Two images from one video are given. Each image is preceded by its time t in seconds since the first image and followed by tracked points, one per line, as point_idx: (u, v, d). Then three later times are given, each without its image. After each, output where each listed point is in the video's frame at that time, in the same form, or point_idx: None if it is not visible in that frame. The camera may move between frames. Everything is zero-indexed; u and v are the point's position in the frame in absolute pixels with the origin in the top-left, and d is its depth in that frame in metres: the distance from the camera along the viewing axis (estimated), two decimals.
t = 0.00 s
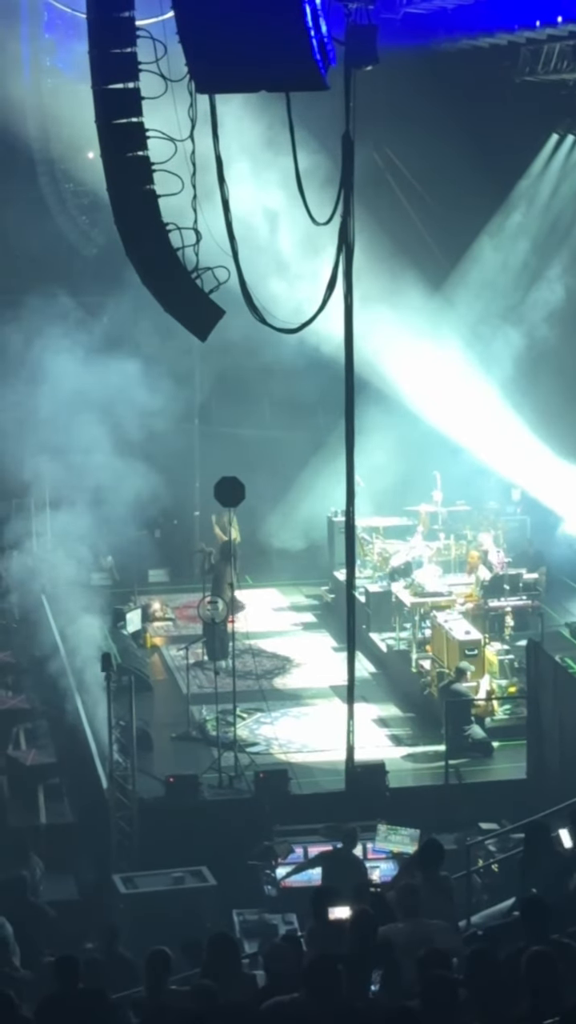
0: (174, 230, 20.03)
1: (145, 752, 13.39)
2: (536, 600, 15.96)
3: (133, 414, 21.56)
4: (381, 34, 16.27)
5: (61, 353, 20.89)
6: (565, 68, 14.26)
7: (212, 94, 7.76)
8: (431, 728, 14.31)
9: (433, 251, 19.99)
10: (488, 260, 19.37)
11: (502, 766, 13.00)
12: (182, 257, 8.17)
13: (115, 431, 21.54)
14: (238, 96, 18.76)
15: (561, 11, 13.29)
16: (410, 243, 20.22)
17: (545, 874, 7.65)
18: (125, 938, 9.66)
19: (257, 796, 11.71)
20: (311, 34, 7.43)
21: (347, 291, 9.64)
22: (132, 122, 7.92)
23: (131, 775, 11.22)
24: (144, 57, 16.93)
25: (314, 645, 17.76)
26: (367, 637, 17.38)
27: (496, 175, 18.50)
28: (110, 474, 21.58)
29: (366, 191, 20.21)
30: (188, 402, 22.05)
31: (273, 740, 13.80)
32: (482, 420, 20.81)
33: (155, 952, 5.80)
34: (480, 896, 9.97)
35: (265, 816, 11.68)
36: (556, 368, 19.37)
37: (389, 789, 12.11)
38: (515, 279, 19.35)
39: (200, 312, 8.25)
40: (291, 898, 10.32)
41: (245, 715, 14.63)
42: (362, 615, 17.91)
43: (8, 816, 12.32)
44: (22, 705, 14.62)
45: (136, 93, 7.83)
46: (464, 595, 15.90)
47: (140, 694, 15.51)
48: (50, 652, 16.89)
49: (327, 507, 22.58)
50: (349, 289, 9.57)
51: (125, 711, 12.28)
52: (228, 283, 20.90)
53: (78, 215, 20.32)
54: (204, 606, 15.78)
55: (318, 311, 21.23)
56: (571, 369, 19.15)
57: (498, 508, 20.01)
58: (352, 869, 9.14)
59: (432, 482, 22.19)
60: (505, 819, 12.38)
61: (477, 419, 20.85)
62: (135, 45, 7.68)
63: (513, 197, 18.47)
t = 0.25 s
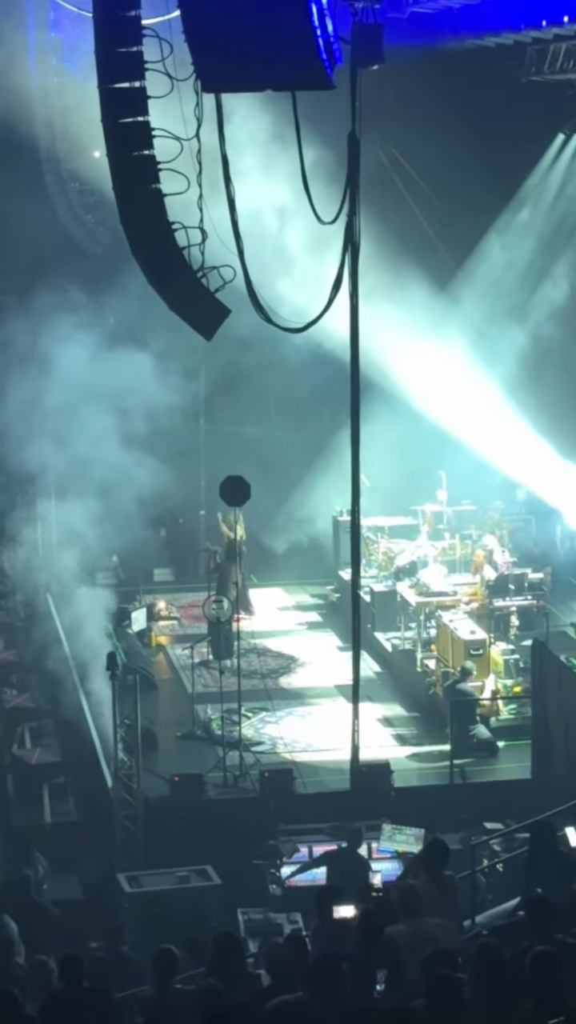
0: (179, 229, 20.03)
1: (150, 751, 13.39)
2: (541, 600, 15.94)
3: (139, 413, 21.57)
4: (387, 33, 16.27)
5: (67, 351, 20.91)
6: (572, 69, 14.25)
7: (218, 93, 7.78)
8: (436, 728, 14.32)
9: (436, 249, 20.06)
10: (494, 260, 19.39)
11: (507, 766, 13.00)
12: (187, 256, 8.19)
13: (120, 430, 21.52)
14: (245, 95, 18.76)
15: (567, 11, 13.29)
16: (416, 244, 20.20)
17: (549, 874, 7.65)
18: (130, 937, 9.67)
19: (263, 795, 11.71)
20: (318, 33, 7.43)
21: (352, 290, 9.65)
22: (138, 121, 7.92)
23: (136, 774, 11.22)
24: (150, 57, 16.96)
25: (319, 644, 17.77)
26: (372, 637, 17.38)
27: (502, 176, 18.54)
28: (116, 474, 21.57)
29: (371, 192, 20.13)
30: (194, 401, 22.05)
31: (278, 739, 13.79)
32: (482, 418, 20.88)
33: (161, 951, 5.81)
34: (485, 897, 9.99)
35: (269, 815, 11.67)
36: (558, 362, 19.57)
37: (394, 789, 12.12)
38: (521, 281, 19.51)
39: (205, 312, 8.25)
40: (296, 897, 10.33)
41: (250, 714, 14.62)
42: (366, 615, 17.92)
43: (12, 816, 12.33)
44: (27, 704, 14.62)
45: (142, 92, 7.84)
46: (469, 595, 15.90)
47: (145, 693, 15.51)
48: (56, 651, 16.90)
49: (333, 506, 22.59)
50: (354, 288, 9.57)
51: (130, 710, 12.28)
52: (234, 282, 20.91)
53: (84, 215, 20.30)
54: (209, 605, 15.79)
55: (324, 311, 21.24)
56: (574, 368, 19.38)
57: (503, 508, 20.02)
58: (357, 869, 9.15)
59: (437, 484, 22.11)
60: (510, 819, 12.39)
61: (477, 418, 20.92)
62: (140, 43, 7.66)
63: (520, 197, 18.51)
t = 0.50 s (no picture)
0: (186, 230, 20.02)
1: (155, 751, 13.38)
2: (548, 600, 15.96)
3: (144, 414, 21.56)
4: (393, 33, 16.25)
5: (74, 353, 20.82)
6: None
7: (226, 94, 7.78)
8: (441, 728, 14.30)
9: (439, 249, 20.04)
10: (501, 260, 19.26)
11: (513, 767, 12.99)
12: (194, 256, 8.15)
13: (125, 430, 21.51)
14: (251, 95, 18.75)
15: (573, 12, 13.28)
16: (423, 246, 20.15)
17: (555, 876, 7.64)
18: (135, 938, 9.66)
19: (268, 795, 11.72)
20: (324, 34, 7.42)
21: (358, 290, 9.63)
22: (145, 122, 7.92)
23: (142, 775, 11.21)
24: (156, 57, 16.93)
25: (324, 645, 17.77)
26: (378, 637, 17.38)
27: (509, 175, 18.51)
28: (121, 475, 21.56)
29: (377, 193, 20.44)
30: (200, 401, 22.04)
31: (283, 740, 13.78)
32: (490, 418, 20.77)
33: (166, 951, 5.79)
34: (490, 897, 9.99)
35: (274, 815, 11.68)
36: (563, 361, 19.30)
37: (399, 789, 12.10)
38: (530, 277, 19.23)
39: (211, 312, 8.25)
40: (301, 898, 10.32)
41: (255, 715, 14.61)
42: (372, 615, 17.92)
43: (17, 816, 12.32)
44: (33, 704, 14.61)
45: (148, 92, 7.83)
46: (475, 595, 15.88)
47: (150, 693, 15.50)
48: (61, 651, 16.90)
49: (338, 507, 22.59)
50: (360, 288, 9.55)
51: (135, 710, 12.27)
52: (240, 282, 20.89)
53: (90, 216, 20.28)
54: (214, 606, 15.77)
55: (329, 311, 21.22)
56: None
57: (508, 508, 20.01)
58: (362, 869, 9.14)
59: (441, 483, 22.19)
60: (515, 820, 12.37)
61: (486, 418, 20.81)
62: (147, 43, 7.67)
63: (527, 197, 18.47)
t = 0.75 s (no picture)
0: (192, 229, 20.03)
1: (161, 751, 13.39)
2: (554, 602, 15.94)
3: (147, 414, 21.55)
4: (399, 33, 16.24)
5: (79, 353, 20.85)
6: None
7: (232, 94, 7.77)
8: (447, 728, 14.31)
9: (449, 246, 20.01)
10: (508, 258, 19.48)
11: (518, 767, 13.00)
12: (199, 256, 8.15)
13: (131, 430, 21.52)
14: (258, 95, 18.74)
15: None
16: (429, 248, 20.12)
17: (562, 876, 7.65)
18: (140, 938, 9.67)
19: (273, 795, 11.73)
20: (330, 33, 7.42)
21: (364, 290, 9.61)
22: (152, 121, 7.91)
23: (147, 775, 11.22)
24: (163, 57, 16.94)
25: (330, 645, 17.78)
26: (383, 637, 17.39)
27: (514, 175, 18.51)
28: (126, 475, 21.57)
29: (383, 192, 20.18)
30: (206, 401, 22.05)
31: (288, 739, 13.80)
32: (495, 417, 20.87)
33: (170, 950, 5.78)
34: (495, 897, 10.01)
35: (279, 815, 11.69)
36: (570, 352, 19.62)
37: (404, 790, 12.12)
38: (539, 274, 19.56)
39: (217, 312, 8.23)
40: (306, 898, 10.33)
41: (260, 714, 14.62)
42: (377, 615, 17.93)
43: (23, 816, 12.33)
44: (38, 704, 14.62)
45: (155, 92, 7.83)
46: (480, 596, 15.88)
47: (156, 693, 15.51)
48: (66, 651, 16.91)
49: (344, 506, 22.61)
50: (366, 288, 9.54)
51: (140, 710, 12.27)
52: (245, 282, 20.89)
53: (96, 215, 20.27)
54: (219, 606, 15.79)
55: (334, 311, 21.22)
56: None
57: (514, 508, 20.01)
58: (367, 869, 9.14)
59: (449, 483, 22.15)
60: (521, 820, 12.38)
61: (489, 417, 20.94)
62: (153, 43, 7.67)
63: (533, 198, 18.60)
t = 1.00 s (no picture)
0: (198, 230, 20.03)
1: (166, 752, 13.39)
2: (559, 601, 16.02)
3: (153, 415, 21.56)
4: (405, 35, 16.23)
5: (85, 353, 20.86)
6: None
7: (238, 94, 7.76)
8: (452, 729, 14.32)
9: (456, 248, 19.90)
10: (512, 264, 19.35)
11: (524, 767, 13.01)
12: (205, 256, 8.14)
13: (136, 431, 21.53)
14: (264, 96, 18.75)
15: None
16: (434, 249, 20.19)
17: (568, 877, 7.67)
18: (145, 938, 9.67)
19: (279, 796, 11.73)
20: (337, 34, 7.42)
21: (370, 291, 9.60)
22: (158, 122, 7.90)
23: (152, 775, 11.22)
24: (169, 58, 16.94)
25: (335, 645, 17.79)
26: (389, 638, 17.40)
27: (519, 178, 18.46)
28: (131, 476, 21.58)
29: (391, 192, 20.24)
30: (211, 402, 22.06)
31: (294, 740, 13.81)
32: (503, 420, 20.78)
33: (174, 951, 5.77)
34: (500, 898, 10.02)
35: (285, 815, 11.70)
36: (570, 361, 19.34)
37: (410, 790, 12.13)
38: (540, 282, 19.29)
39: (223, 312, 8.24)
40: (311, 898, 10.33)
41: (266, 715, 14.63)
42: (383, 616, 17.93)
43: (28, 816, 12.34)
44: (43, 703, 14.61)
45: (161, 93, 7.82)
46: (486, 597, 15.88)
47: (161, 694, 15.52)
48: (72, 652, 16.92)
49: (349, 507, 22.62)
50: (372, 289, 9.53)
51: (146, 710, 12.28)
52: (251, 283, 20.89)
53: (102, 215, 20.27)
54: (225, 606, 15.81)
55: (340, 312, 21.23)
56: None
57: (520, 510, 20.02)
58: (373, 868, 9.15)
59: (454, 484, 22.22)
60: (526, 821, 12.38)
61: (498, 420, 20.86)
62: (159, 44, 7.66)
63: (537, 203, 18.50)
